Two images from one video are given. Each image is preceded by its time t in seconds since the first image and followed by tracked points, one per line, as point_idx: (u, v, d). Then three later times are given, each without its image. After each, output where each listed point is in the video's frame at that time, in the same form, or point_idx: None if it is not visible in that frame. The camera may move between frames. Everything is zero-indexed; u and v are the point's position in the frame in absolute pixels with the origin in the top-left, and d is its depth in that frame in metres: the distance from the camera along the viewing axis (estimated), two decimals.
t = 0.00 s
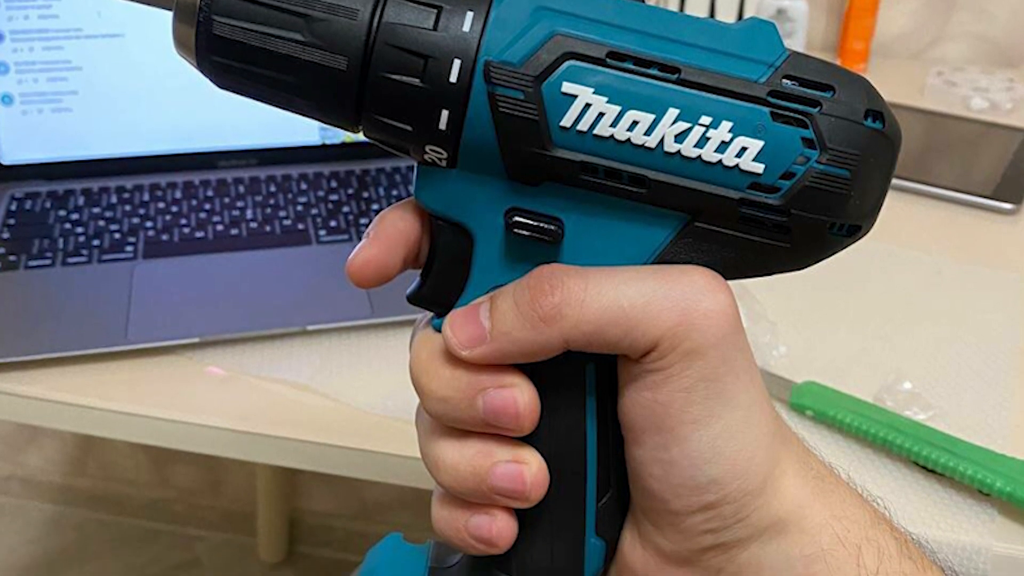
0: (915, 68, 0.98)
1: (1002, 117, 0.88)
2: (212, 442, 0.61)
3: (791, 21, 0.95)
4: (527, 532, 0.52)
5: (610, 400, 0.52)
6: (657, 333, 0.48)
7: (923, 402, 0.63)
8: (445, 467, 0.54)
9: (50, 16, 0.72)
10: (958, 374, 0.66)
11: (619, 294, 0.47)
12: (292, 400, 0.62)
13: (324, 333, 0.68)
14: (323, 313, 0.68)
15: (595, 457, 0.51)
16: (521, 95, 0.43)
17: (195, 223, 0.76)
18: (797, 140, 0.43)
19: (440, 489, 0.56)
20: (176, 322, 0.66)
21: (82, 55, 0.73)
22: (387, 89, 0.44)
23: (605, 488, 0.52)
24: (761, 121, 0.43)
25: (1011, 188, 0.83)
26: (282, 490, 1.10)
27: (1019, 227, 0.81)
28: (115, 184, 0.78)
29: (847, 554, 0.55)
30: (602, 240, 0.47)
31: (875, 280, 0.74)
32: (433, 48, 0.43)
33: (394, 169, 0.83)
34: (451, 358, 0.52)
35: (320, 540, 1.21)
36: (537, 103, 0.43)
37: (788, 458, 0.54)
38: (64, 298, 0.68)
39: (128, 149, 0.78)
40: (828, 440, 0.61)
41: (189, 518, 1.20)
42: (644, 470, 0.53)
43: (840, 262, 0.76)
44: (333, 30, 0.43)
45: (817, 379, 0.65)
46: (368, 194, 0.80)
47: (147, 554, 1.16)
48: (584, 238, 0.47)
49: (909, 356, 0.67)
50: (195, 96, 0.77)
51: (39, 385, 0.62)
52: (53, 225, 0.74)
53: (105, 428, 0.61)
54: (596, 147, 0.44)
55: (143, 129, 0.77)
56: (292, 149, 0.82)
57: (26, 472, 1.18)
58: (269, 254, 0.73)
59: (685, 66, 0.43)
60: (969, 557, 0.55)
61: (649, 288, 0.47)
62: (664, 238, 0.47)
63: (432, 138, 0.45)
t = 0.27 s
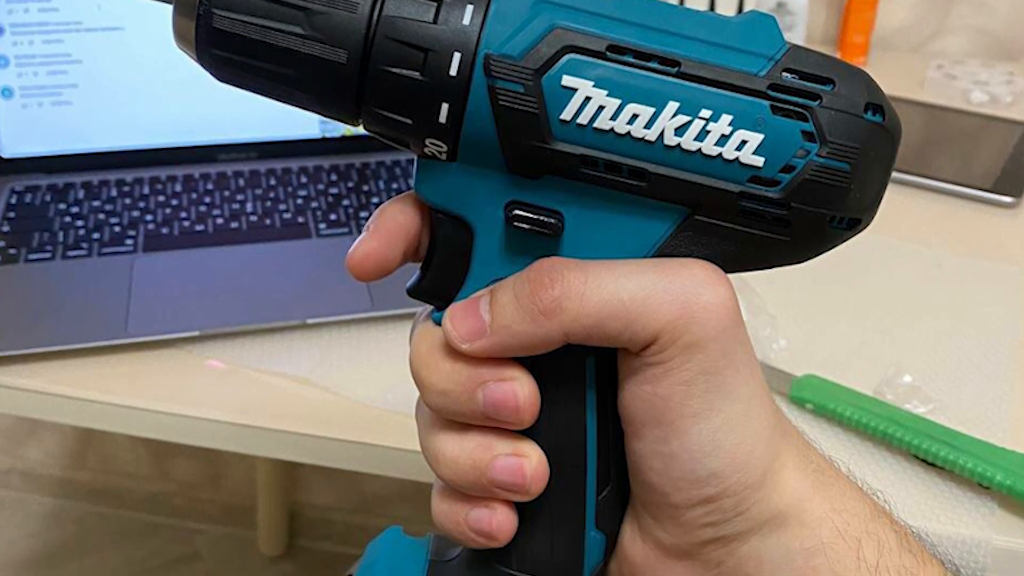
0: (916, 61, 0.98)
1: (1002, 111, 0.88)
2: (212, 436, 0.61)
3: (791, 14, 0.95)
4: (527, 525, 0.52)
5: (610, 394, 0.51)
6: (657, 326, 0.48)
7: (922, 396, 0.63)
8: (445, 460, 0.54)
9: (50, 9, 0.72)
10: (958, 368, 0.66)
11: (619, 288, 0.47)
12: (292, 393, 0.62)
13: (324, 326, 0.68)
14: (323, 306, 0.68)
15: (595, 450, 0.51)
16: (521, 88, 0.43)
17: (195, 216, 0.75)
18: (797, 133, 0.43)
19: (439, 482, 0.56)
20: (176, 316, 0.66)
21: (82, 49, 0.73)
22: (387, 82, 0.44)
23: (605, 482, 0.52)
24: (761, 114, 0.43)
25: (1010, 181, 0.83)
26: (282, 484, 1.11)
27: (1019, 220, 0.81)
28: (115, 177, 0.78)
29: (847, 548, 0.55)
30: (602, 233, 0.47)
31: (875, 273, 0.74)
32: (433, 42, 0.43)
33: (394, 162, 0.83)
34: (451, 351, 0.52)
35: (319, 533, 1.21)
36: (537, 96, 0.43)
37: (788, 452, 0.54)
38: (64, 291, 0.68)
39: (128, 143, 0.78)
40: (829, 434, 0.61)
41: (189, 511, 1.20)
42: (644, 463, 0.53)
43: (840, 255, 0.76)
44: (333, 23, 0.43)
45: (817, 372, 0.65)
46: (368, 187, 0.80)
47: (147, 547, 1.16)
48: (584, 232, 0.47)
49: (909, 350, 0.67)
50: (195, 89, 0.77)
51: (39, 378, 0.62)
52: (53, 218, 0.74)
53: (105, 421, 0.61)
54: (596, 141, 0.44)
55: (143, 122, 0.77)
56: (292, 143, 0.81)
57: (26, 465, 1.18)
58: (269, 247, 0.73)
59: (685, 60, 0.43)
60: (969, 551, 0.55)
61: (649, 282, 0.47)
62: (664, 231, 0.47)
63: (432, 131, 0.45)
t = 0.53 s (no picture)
0: (916, 54, 0.98)
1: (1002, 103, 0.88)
2: (212, 429, 0.61)
3: (791, 7, 0.95)
4: (527, 519, 0.52)
5: (610, 387, 0.51)
6: (657, 319, 0.48)
7: (923, 389, 0.63)
8: (445, 453, 0.54)
9: (50, 2, 0.71)
10: (958, 361, 0.66)
11: (619, 281, 0.47)
12: (292, 386, 0.62)
13: (324, 319, 0.68)
14: (323, 299, 0.68)
15: (594, 444, 0.51)
16: (521, 81, 0.43)
17: (195, 210, 0.75)
18: (797, 127, 0.43)
19: (439, 476, 0.56)
20: (176, 309, 0.66)
21: (82, 42, 0.72)
22: (387, 75, 0.44)
23: (605, 475, 0.52)
24: (761, 107, 0.43)
25: (1010, 174, 0.83)
26: (282, 477, 1.11)
27: (1019, 213, 0.81)
28: (115, 170, 0.78)
29: (847, 541, 0.55)
30: (602, 226, 0.47)
31: (875, 266, 0.74)
32: (433, 35, 0.43)
33: (394, 155, 0.83)
34: (451, 344, 0.52)
35: (320, 527, 1.21)
36: (537, 89, 0.43)
37: (788, 445, 0.54)
38: (64, 285, 0.68)
39: (128, 136, 0.77)
40: (829, 427, 0.61)
41: (189, 505, 1.20)
42: (644, 456, 0.53)
43: (840, 249, 0.76)
44: (333, 16, 0.43)
45: (817, 366, 0.65)
46: (368, 181, 0.80)
47: (147, 540, 1.16)
48: (584, 225, 0.47)
49: (909, 343, 0.67)
50: (195, 82, 0.76)
51: (39, 371, 0.62)
52: (53, 212, 0.73)
53: (105, 414, 0.61)
54: (596, 134, 0.44)
55: (143, 115, 0.77)
56: (292, 135, 0.81)
57: (26, 458, 1.18)
58: (269, 240, 0.73)
59: (685, 53, 0.43)
60: (969, 544, 0.55)
61: (649, 276, 0.47)
62: (664, 224, 0.47)
63: (432, 124, 0.45)
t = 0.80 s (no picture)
0: (916, 47, 0.97)
1: (1002, 97, 0.88)
2: (211, 422, 0.61)
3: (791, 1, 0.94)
4: (527, 512, 0.52)
5: (610, 380, 0.51)
6: (657, 313, 0.48)
7: (923, 382, 0.63)
8: (445, 446, 0.54)
9: None
10: (958, 354, 0.66)
11: (620, 274, 0.47)
12: (292, 379, 0.62)
13: (324, 313, 0.68)
14: (323, 293, 0.68)
15: (594, 437, 0.51)
16: (521, 75, 0.43)
17: (195, 203, 0.75)
18: (797, 120, 0.43)
19: (439, 469, 0.56)
20: (176, 302, 0.66)
21: (82, 35, 0.72)
22: (387, 69, 0.44)
23: (605, 469, 0.52)
24: (761, 101, 0.43)
25: (1010, 168, 0.83)
26: (282, 470, 1.11)
27: (1019, 207, 0.81)
28: (115, 164, 0.78)
29: (847, 533, 0.55)
30: (602, 220, 0.47)
31: (875, 260, 0.74)
32: (433, 28, 0.43)
33: (394, 148, 0.82)
34: (451, 337, 0.52)
35: (320, 520, 1.20)
36: (537, 82, 0.43)
37: (788, 438, 0.54)
38: (64, 278, 0.67)
39: (128, 130, 0.77)
40: (829, 420, 0.61)
41: (189, 498, 1.20)
42: (644, 450, 0.53)
43: (840, 242, 0.76)
44: (333, 10, 0.43)
45: (817, 359, 0.65)
46: (368, 174, 0.80)
47: (147, 533, 1.16)
48: (584, 218, 0.47)
49: (909, 336, 0.67)
50: (195, 75, 0.76)
51: (39, 364, 0.62)
52: (53, 205, 0.73)
53: (105, 408, 0.61)
54: (596, 127, 0.44)
55: (143, 108, 0.76)
56: (292, 129, 0.81)
57: (26, 451, 1.18)
58: (269, 234, 0.73)
59: (685, 47, 0.43)
60: (969, 537, 0.55)
61: (649, 269, 0.47)
62: (664, 218, 0.47)
63: (432, 118, 0.45)
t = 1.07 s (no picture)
0: (916, 40, 0.97)
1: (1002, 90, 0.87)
2: (211, 415, 0.61)
3: None
4: (527, 506, 0.52)
5: (610, 373, 0.51)
6: (657, 306, 0.48)
7: (923, 375, 0.63)
8: (445, 439, 0.54)
9: None
10: (958, 348, 0.66)
11: (619, 268, 0.47)
12: (292, 372, 0.62)
13: (324, 306, 0.68)
14: (323, 286, 0.68)
15: (594, 430, 0.51)
16: (521, 68, 0.43)
17: (195, 196, 0.75)
18: (797, 113, 0.43)
19: (439, 462, 0.56)
20: (176, 296, 0.66)
21: (82, 28, 0.72)
22: (387, 62, 0.44)
23: (605, 462, 0.52)
24: (761, 94, 0.43)
25: (1010, 161, 0.83)
26: (282, 463, 1.11)
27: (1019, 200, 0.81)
28: (115, 157, 0.77)
29: (847, 528, 0.55)
30: (602, 213, 0.47)
31: (875, 253, 0.74)
32: (433, 22, 0.43)
33: (394, 142, 0.82)
34: (451, 331, 0.52)
35: (320, 514, 1.20)
36: (537, 76, 0.43)
37: (788, 431, 0.54)
38: (64, 271, 0.67)
39: (128, 123, 0.77)
40: (829, 413, 0.62)
41: (189, 491, 1.20)
42: (644, 443, 0.53)
43: (840, 236, 0.76)
44: (333, 3, 0.43)
45: (817, 352, 0.65)
46: (368, 167, 0.79)
47: (147, 526, 1.16)
48: (584, 212, 0.47)
49: (909, 330, 0.67)
50: (195, 69, 0.76)
51: (39, 357, 0.62)
52: (53, 198, 0.73)
53: (104, 401, 0.61)
54: (596, 120, 0.44)
55: (143, 102, 0.76)
56: (292, 122, 0.81)
57: (26, 445, 1.19)
58: (269, 227, 0.73)
59: (685, 40, 0.43)
60: (969, 530, 0.55)
61: (649, 262, 0.47)
62: (664, 211, 0.46)
63: (432, 111, 0.45)
